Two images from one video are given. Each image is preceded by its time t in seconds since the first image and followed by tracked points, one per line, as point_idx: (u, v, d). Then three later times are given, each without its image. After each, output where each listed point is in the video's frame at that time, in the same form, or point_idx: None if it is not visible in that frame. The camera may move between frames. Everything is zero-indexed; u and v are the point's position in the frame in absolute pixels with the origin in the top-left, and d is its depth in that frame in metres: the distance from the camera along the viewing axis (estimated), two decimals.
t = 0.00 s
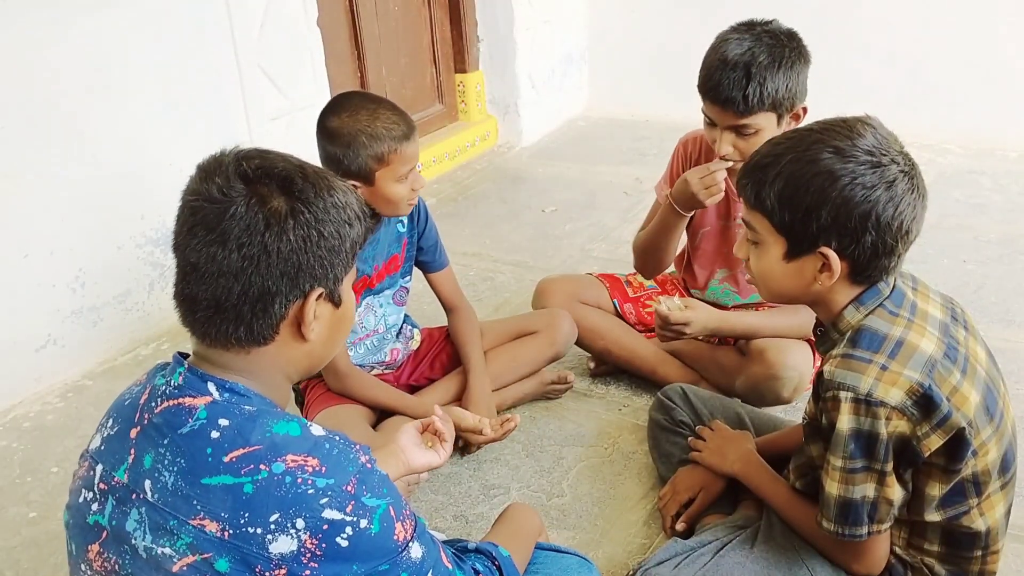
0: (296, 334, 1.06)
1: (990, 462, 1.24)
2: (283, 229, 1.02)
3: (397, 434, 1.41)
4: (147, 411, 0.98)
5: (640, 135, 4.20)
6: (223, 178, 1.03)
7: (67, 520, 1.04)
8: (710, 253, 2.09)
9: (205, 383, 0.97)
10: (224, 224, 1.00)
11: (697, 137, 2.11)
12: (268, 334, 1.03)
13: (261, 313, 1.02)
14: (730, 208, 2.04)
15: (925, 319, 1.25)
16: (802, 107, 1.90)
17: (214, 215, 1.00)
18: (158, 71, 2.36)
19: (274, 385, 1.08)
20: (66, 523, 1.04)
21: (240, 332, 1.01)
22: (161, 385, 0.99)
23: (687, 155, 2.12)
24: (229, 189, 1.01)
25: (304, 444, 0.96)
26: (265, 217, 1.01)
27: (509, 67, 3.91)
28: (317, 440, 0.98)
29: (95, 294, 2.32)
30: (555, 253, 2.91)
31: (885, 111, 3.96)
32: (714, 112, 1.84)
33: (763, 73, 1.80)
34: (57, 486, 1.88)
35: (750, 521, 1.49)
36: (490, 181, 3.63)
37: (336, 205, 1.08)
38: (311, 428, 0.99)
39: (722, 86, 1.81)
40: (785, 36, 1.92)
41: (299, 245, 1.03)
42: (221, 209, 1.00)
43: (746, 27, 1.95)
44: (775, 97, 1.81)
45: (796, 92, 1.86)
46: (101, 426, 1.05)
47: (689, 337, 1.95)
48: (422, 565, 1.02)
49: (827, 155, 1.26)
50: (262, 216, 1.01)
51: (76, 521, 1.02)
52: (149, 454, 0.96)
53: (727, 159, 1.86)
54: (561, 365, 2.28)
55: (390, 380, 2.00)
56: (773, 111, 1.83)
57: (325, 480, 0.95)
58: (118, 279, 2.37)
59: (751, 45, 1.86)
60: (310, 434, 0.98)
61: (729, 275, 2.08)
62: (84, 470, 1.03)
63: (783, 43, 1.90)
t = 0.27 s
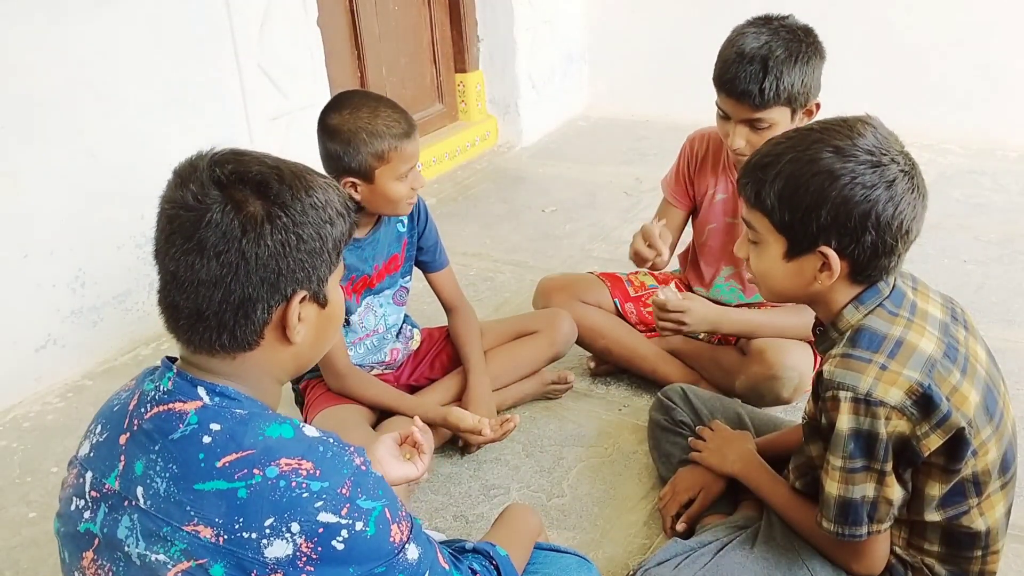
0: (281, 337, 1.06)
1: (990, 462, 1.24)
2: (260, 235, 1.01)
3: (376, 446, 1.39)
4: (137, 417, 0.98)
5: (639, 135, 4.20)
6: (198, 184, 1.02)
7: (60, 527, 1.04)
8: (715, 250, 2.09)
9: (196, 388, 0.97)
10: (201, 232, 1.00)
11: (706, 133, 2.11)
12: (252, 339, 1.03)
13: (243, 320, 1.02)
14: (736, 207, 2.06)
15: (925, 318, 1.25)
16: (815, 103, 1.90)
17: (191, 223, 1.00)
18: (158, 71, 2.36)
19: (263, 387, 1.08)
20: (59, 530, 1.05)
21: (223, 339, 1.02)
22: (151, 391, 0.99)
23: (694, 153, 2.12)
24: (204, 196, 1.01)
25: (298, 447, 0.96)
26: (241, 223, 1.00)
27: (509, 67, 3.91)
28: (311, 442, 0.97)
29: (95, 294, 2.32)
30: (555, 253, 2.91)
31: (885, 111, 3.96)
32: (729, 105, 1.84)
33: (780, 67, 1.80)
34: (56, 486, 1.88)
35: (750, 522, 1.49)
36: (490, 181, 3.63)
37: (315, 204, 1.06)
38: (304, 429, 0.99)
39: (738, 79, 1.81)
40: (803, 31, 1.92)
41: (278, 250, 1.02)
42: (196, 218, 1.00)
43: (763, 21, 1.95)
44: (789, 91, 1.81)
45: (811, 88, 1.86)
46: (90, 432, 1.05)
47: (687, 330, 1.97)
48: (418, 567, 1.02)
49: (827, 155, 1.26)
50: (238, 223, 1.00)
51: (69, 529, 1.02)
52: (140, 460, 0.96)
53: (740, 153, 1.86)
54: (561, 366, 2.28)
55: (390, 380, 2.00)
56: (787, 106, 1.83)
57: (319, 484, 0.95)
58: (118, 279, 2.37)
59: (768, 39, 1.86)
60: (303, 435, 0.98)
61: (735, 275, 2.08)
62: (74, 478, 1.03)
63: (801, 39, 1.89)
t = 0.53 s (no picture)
0: (266, 339, 1.06)
1: (990, 462, 1.24)
2: (240, 237, 1.01)
3: (375, 447, 1.36)
4: (126, 421, 0.98)
5: (639, 135, 4.20)
6: (178, 186, 1.02)
7: (53, 533, 1.04)
8: (717, 250, 2.09)
9: (184, 390, 0.97)
10: (181, 236, 1.00)
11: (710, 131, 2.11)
12: (236, 341, 1.04)
13: (226, 322, 1.02)
14: (737, 207, 2.06)
15: (925, 318, 1.25)
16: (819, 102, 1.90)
17: (172, 227, 1.00)
18: (158, 72, 2.36)
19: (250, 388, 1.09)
20: (53, 535, 1.05)
21: (206, 341, 1.02)
22: (139, 394, 0.99)
23: (694, 153, 2.12)
24: (184, 199, 1.01)
25: (289, 446, 0.96)
26: (221, 226, 1.00)
27: (509, 67, 3.91)
28: (303, 441, 0.97)
29: (95, 294, 2.32)
30: (556, 253, 2.91)
31: (885, 111, 3.96)
32: (732, 106, 1.84)
33: (783, 69, 1.80)
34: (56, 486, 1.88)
35: (750, 521, 1.49)
36: (490, 181, 3.64)
37: (298, 204, 1.06)
38: (295, 428, 0.99)
39: (742, 81, 1.81)
40: (805, 32, 1.92)
41: (259, 252, 1.02)
42: (177, 220, 1.00)
43: (765, 22, 1.95)
44: (792, 93, 1.81)
45: (813, 90, 1.86)
46: (80, 437, 1.05)
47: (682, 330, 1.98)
48: (413, 565, 1.02)
49: (828, 154, 1.26)
50: (218, 225, 1.00)
51: (62, 534, 1.02)
52: (130, 465, 0.96)
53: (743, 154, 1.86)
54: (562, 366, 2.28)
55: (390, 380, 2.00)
56: (790, 107, 1.83)
57: (311, 483, 0.94)
58: (118, 280, 2.37)
59: (771, 40, 1.86)
60: (293, 434, 0.98)
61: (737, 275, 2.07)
62: (66, 483, 1.03)
63: (804, 40, 1.89)
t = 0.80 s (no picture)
0: (255, 341, 1.06)
1: (990, 461, 1.24)
2: (233, 238, 1.01)
3: (374, 446, 1.37)
4: (117, 423, 0.98)
5: (639, 135, 4.20)
6: (173, 185, 1.02)
7: (48, 537, 1.04)
8: (718, 251, 2.09)
9: (174, 390, 0.97)
10: (174, 234, 1.00)
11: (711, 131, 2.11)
12: (225, 342, 1.03)
13: (216, 323, 1.02)
14: (738, 208, 2.06)
15: (924, 318, 1.25)
16: (818, 104, 1.90)
17: (165, 225, 1.00)
18: (158, 71, 2.36)
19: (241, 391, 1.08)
20: (47, 539, 1.05)
21: (195, 342, 1.02)
22: (130, 396, 0.99)
23: (693, 154, 2.12)
24: (179, 198, 1.01)
25: (281, 444, 0.96)
26: (215, 226, 1.00)
27: (509, 67, 3.91)
28: (295, 439, 0.98)
29: (95, 294, 2.32)
30: (556, 253, 2.91)
31: (885, 111, 3.96)
32: (731, 111, 1.84)
33: (780, 76, 1.80)
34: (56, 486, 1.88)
35: (750, 522, 1.49)
36: (490, 181, 3.63)
37: (292, 208, 1.06)
38: (286, 426, 0.99)
39: (741, 86, 1.81)
40: (802, 34, 1.92)
41: (252, 253, 1.02)
42: (170, 219, 1.00)
43: (762, 26, 1.95)
44: (790, 99, 1.81)
45: (810, 95, 1.86)
46: (73, 441, 1.05)
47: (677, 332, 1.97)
48: (407, 564, 1.02)
49: (826, 155, 1.26)
50: (212, 225, 1.00)
51: (56, 538, 1.02)
52: (121, 466, 0.96)
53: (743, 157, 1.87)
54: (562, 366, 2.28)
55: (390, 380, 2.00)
56: (789, 111, 1.83)
57: (304, 481, 0.95)
58: (118, 279, 2.37)
59: (768, 45, 1.86)
60: (285, 432, 0.98)
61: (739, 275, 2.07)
62: (59, 487, 1.03)
63: (802, 45, 1.89)
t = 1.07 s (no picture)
0: (250, 340, 1.06)
1: (990, 462, 1.24)
2: (232, 237, 1.01)
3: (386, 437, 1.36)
4: (115, 422, 0.98)
5: (640, 135, 4.20)
6: (173, 182, 1.02)
7: (45, 535, 1.04)
8: (719, 251, 2.09)
9: (171, 389, 0.97)
10: (172, 231, 1.00)
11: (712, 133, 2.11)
12: (221, 340, 1.03)
13: (211, 321, 1.02)
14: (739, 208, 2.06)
15: (923, 318, 1.25)
16: (817, 107, 1.90)
17: (164, 222, 1.00)
18: (158, 71, 2.36)
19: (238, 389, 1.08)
20: (45, 538, 1.05)
21: (191, 339, 1.02)
22: (127, 394, 0.99)
23: (692, 156, 2.12)
24: (179, 195, 1.01)
25: (279, 442, 0.96)
26: (214, 224, 1.00)
27: (509, 67, 3.91)
28: (293, 437, 0.98)
29: (96, 294, 2.32)
30: (556, 253, 2.91)
31: (885, 111, 3.96)
32: (729, 118, 1.84)
33: (777, 82, 1.80)
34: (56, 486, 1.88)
35: (750, 522, 1.49)
36: (490, 181, 3.63)
37: (290, 208, 1.06)
38: (284, 424, 0.99)
39: (739, 94, 1.81)
40: (798, 39, 1.92)
41: (249, 252, 1.02)
42: (169, 217, 1.00)
43: (758, 31, 1.94)
44: (787, 106, 1.81)
45: (807, 102, 1.86)
46: (70, 440, 1.05)
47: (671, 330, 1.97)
48: (406, 563, 1.02)
49: (825, 155, 1.27)
50: (211, 223, 1.00)
51: (54, 536, 1.02)
52: (119, 465, 0.96)
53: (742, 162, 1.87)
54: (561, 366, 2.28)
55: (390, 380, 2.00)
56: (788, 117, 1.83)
57: (302, 478, 0.95)
58: (118, 280, 2.37)
59: (765, 53, 1.86)
60: (283, 430, 0.98)
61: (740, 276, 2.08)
62: (57, 485, 1.03)
63: (800, 52, 1.89)
